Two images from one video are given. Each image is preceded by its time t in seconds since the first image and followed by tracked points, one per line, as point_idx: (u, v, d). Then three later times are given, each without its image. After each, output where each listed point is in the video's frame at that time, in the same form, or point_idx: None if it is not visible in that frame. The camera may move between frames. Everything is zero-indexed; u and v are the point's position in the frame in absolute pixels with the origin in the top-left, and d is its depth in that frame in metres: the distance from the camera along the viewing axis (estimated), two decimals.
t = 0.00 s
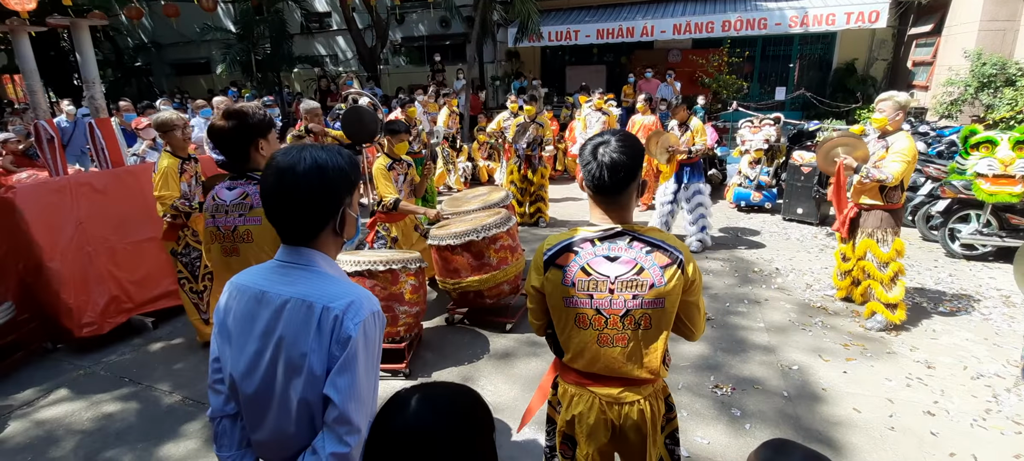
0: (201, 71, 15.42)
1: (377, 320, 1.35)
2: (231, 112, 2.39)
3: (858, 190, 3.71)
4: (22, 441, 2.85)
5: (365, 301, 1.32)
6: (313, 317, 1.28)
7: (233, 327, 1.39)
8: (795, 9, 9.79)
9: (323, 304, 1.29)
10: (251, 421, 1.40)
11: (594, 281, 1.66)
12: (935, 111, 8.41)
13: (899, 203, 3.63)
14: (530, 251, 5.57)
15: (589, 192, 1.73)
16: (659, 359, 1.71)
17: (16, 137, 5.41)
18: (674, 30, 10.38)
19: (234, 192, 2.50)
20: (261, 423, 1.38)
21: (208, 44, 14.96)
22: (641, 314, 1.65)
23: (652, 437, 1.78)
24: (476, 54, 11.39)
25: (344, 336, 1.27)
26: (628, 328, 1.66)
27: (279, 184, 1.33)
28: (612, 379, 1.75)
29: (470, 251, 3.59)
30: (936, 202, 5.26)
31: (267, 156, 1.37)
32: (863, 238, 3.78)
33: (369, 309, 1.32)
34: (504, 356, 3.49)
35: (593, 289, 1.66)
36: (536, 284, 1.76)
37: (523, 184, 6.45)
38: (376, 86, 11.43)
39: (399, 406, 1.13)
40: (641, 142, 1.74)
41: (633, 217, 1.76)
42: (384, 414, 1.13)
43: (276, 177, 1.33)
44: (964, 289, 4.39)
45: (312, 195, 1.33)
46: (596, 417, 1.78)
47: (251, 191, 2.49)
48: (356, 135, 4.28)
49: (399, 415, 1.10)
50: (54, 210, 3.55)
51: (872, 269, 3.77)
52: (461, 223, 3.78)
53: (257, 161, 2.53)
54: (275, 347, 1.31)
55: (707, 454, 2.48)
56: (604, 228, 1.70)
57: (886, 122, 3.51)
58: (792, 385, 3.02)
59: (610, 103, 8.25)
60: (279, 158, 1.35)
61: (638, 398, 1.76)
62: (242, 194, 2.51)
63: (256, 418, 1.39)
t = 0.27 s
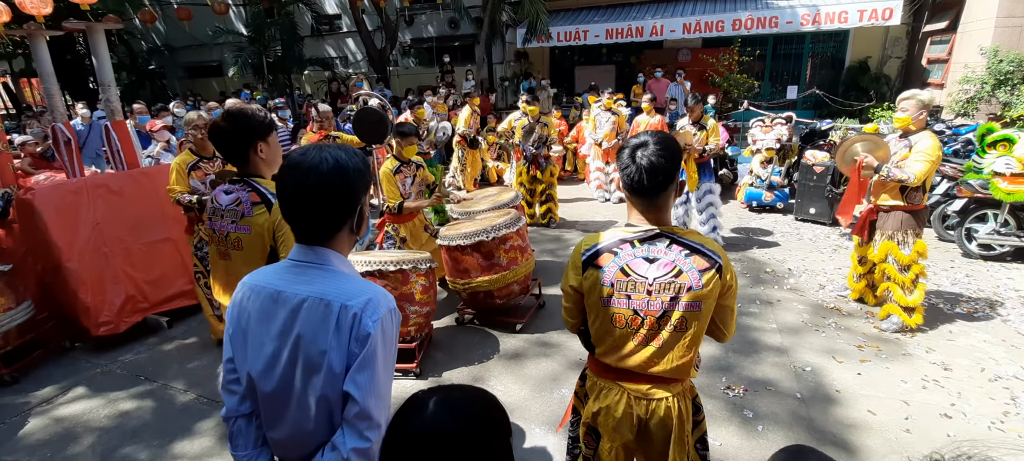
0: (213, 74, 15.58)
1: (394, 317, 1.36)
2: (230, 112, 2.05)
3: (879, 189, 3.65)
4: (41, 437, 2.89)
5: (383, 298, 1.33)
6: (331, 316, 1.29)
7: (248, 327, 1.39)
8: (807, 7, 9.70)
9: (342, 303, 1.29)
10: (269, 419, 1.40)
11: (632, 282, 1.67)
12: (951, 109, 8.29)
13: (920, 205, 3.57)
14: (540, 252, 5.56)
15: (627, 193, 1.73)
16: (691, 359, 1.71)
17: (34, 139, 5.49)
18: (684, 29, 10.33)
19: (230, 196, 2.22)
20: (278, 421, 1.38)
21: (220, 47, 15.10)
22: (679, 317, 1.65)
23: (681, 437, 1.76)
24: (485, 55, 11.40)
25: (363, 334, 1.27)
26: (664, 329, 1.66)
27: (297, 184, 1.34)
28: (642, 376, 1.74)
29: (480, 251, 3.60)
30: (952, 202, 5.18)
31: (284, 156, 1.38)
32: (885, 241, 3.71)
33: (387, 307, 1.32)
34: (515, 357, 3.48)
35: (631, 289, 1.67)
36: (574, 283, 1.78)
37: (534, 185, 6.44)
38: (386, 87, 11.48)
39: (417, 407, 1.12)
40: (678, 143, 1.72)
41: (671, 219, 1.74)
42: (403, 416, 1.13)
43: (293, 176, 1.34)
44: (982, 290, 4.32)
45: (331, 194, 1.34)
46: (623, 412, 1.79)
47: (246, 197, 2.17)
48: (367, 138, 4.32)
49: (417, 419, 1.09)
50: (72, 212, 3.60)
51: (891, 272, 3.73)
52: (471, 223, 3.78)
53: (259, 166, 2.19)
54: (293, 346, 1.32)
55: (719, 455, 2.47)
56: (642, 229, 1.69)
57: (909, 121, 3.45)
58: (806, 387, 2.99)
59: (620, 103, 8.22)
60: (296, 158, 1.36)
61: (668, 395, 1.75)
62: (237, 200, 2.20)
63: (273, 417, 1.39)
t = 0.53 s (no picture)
0: (222, 75, 15.69)
1: (405, 309, 1.37)
2: (235, 119, 1.96)
3: (891, 188, 3.61)
4: (53, 435, 2.92)
5: (395, 290, 1.34)
6: (345, 309, 1.29)
7: (258, 325, 1.38)
8: (816, 5, 9.63)
9: (354, 296, 1.30)
10: (281, 416, 1.40)
11: (668, 273, 1.67)
12: (962, 107, 8.19)
13: (932, 205, 3.54)
14: (548, 252, 5.55)
15: (670, 188, 1.72)
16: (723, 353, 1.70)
17: (46, 141, 5.55)
18: (691, 28, 10.28)
19: (227, 205, 2.03)
20: (292, 417, 1.38)
21: (228, 48, 15.20)
22: (717, 311, 1.64)
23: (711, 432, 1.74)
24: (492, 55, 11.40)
25: (377, 325, 1.29)
26: (697, 322, 1.66)
27: (301, 180, 1.36)
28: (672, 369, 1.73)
29: (488, 251, 3.60)
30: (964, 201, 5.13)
31: (289, 155, 1.40)
32: (895, 242, 3.69)
33: (399, 298, 1.34)
34: (523, 357, 3.48)
35: (667, 281, 1.67)
36: (611, 274, 1.79)
37: (542, 186, 6.45)
38: (393, 88, 11.50)
39: (432, 406, 1.12)
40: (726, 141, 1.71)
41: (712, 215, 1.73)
42: (417, 416, 1.12)
43: (299, 173, 1.36)
44: (995, 290, 4.26)
45: (339, 189, 1.36)
46: (652, 405, 1.79)
47: (241, 211, 1.98)
48: (375, 138, 4.35)
49: (434, 417, 1.09)
50: (83, 212, 3.64)
51: (902, 271, 3.70)
52: (479, 222, 3.78)
53: (262, 178, 2.06)
54: (306, 340, 1.32)
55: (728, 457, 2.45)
56: (684, 223, 1.69)
57: (924, 119, 3.40)
58: (816, 388, 2.97)
59: (627, 102, 8.19)
60: (302, 156, 1.38)
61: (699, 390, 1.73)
62: (232, 211, 2.00)
63: (286, 414, 1.39)
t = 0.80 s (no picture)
0: (232, 78, 15.81)
1: (405, 295, 1.41)
2: (228, 123, 1.98)
3: (900, 188, 3.56)
4: (67, 434, 2.95)
5: (395, 279, 1.38)
6: (349, 299, 1.32)
7: (263, 322, 1.38)
8: (826, 2, 9.56)
9: (359, 286, 1.33)
10: (290, 410, 1.41)
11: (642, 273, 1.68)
12: (976, 105, 8.09)
13: (942, 205, 3.50)
14: (556, 252, 5.54)
15: (657, 191, 1.73)
16: (696, 352, 1.71)
17: (60, 143, 5.62)
18: (699, 27, 10.23)
19: (216, 206, 2.01)
20: (301, 410, 1.40)
21: (238, 51, 15.30)
22: (686, 315, 1.64)
23: (686, 426, 1.75)
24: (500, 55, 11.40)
25: (382, 312, 1.32)
26: (669, 324, 1.66)
27: (295, 181, 1.36)
28: (649, 364, 1.76)
29: (496, 251, 3.60)
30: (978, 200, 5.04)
31: (278, 158, 1.40)
32: (906, 240, 3.67)
33: (400, 286, 1.38)
34: (531, 357, 3.48)
35: (640, 279, 1.69)
36: (595, 269, 1.83)
37: (554, 186, 6.45)
38: (401, 89, 11.54)
39: (441, 404, 1.13)
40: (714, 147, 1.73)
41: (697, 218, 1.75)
42: (425, 414, 1.13)
43: (290, 175, 1.36)
44: (1009, 290, 4.20)
45: (331, 188, 1.37)
46: (632, 398, 1.80)
47: (228, 213, 1.96)
48: (387, 139, 4.37)
49: (441, 415, 1.10)
50: (97, 214, 3.69)
51: (913, 272, 3.66)
52: (487, 223, 3.79)
53: (252, 182, 2.08)
54: (313, 333, 1.33)
55: (737, 458, 2.44)
56: (665, 223, 1.70)
57: (937, 118, 3.35)
58: (826, 389, 2.94)
59: (635, 102, 8.18)
60: (291, 157, 1.39)
61: (675, 385, 1.75)
62: (220, 213, 1.99)
63: (295, 407, 1.40)
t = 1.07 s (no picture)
0: (240, 81, 15.91)
1: (395, 288, 1.43)
2: (211, 128, 2.04)
3: (908, 187, 3.52)
4: (78, 435, 2.97)
5: (384, 271, 1.39)
6: (341, 293, 1.33)
7: (256, 321, 1.38)
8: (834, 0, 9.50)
9: (350, 280, 1.34)
10: (286, 406, 1.41)
11: (630, 275, 1.67)
12: (987, 102, 8.01)
13: (951, 204, 3.45)
14: (562, 253, 5.53)
15: (635, 194, 1.72)
16: (686, 351, 1.68)
17: (71, 147, 5.66)
18: (706, 26, 10.19)
19: (201, 204, 2.06)
20: (296, 406, 1.39)
21: (246, 54, 15.39)
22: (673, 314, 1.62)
23: (671, 423, 1.74)
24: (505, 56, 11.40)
25: (373, 303, 1.34)
26: (661, 322, 1.65)
27: (284, 183, 1.37)
28: (635, 360, 1.75)
29: (501, 253, 3.59)
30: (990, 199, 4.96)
31: (266, 161, 1.40)
32: (915, 240, 3.64)
33: (389, 278, 1.40)
34: (537, 358, 3.46)
35: (629, 281, 1.68)
36: (582, 271, 1.82)
37: (559, 187, 6.43)
38: (407, 91, 11.57)
39: (445, 406, 1.12)
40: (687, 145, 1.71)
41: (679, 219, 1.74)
42: (430, 416, 1.12)
43: (279, 177, 1.37)
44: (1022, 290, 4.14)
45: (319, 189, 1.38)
46: (620, 392, 1.79)
47: (213, 208, 2.03)
48: (389, 142, 4.36)
49: (443, 418, 1.09)
50: (108, 217, 3.71)
51: (923, 272, 3.62)
52: (491, 225, 3.78)
53: (236, 183, 2.12)
54: (306, 328, 1.34)
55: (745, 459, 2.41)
56: (646, 227, 1.69)
57: (947, 116, 3.31)
58: (835, 390, 2.91)
59: (640, 102, 8.16)
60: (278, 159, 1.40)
61: (662, 381, 1.74)
62: (205, 211, 2.05)
63: (290, 404, 1.40)
